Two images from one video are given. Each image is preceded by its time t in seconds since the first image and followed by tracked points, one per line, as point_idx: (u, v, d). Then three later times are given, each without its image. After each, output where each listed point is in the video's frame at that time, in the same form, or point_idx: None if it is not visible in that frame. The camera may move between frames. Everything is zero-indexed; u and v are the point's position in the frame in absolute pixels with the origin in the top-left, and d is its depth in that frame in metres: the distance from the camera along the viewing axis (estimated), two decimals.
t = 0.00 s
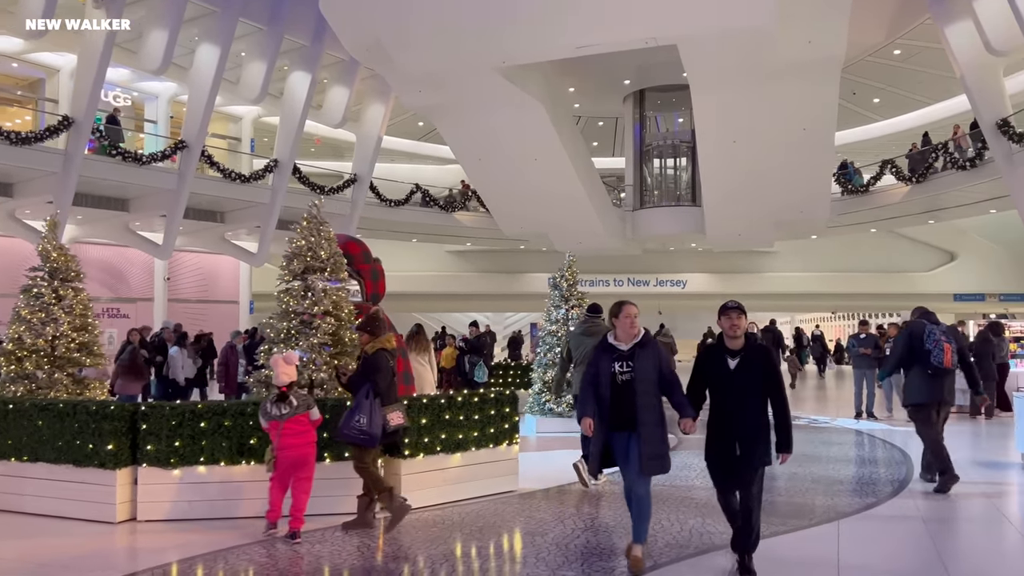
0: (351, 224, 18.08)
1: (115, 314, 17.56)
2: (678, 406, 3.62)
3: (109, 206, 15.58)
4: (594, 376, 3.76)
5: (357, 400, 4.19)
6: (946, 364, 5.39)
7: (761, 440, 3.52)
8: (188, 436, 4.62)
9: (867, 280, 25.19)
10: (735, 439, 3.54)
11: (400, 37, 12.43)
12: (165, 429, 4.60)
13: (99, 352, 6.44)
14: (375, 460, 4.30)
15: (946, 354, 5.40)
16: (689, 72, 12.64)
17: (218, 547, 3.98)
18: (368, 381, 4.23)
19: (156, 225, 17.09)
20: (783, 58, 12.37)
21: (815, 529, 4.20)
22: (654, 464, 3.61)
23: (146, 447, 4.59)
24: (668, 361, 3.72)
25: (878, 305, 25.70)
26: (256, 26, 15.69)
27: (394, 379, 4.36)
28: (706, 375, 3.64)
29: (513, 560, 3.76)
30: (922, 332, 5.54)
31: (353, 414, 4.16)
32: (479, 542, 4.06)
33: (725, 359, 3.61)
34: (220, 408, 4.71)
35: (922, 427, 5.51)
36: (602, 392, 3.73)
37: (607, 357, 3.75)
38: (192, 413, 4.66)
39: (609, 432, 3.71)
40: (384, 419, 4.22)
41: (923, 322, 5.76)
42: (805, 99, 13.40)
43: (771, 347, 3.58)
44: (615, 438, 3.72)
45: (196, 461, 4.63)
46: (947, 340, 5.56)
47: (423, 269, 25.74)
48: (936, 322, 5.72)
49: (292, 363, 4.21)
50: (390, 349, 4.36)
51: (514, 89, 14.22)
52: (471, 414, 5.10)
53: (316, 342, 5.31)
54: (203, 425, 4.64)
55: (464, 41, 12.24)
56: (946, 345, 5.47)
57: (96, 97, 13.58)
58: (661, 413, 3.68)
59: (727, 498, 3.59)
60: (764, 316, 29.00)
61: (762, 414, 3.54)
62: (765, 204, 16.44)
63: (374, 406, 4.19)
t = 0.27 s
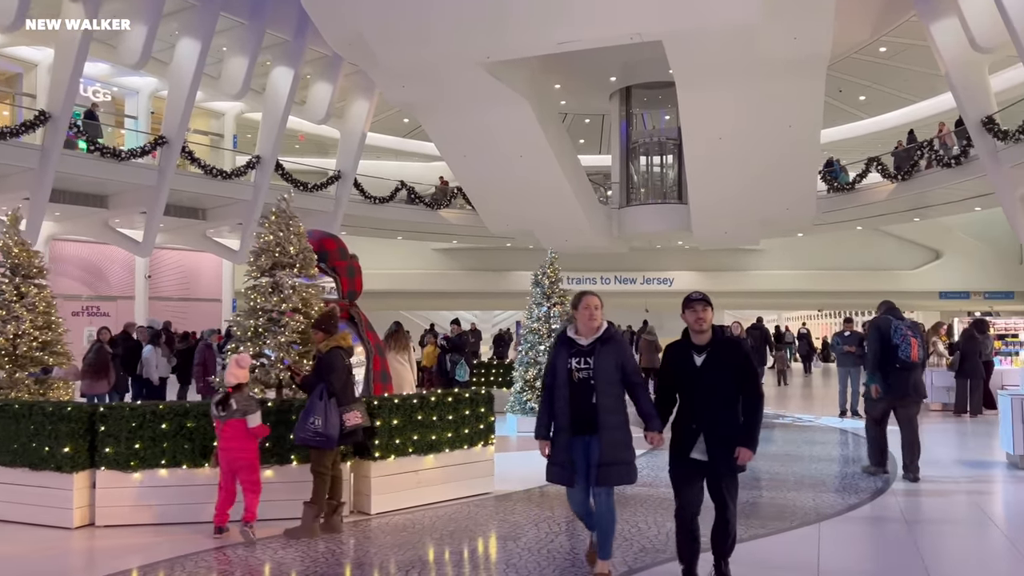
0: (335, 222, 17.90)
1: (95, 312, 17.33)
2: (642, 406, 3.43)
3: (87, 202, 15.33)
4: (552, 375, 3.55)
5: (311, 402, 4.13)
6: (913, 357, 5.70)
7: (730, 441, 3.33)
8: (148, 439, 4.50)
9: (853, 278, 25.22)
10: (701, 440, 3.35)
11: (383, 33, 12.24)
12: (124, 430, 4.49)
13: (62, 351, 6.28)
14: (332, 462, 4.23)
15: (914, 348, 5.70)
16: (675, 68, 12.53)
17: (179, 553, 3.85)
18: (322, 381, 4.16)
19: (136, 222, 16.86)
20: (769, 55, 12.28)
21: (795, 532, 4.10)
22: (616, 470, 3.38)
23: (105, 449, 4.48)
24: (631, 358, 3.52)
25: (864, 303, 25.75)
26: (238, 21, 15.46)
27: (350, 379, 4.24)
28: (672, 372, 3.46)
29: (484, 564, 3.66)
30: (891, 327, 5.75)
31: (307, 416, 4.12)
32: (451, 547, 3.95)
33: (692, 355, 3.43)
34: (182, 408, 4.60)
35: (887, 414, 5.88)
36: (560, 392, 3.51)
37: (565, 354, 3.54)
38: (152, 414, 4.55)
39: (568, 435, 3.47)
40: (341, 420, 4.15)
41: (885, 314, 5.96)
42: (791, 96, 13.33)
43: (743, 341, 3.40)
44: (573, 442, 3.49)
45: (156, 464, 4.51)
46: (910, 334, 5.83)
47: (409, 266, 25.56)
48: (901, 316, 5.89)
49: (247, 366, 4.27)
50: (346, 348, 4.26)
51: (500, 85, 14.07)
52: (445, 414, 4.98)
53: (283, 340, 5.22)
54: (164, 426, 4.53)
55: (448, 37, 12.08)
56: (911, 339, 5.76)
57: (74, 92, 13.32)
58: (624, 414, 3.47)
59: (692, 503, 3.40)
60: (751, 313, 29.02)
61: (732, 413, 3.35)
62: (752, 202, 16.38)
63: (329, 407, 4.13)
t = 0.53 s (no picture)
0: (318, 220, 17.73)
1: (74, 311, 17.12)
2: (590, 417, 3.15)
3: (65, 200, 15.09)
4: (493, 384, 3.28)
5: (258, 406, 3.93)
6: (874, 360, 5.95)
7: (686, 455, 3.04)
8: (103, 442, 4.43)
9: (839, 276, 25.25)
10: (652, 456, 3.05)
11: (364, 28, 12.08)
12: (77, 433, 4.42)
13: (21, 351, 6.13)
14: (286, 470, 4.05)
15: (874, 352, 5.93)
16: (658, 65, 12.40)
17: (134, 561, 3.75)
18: (270, 384, 3.95)
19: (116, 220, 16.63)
20: (754, 52, 12.21)
21: (773, 536, 3.99)
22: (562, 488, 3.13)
23: (58, 453, 4.42)
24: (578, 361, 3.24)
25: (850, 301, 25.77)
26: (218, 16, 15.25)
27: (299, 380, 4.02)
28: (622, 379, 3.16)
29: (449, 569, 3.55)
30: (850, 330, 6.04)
31: (255, 421, 3.90)
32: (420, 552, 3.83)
33: (643, 359, 3.13)
34: (138, 411, 4.52)
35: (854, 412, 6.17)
36: (500, 403, 3.25)
37: (508, 361, 3.27)
38: (107, 417, 4.48)
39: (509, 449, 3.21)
40: (287, 425, 3.97)
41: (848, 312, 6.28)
42: (776, 93, 13.25)
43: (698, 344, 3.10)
44: (515, 457, 3.22)
45: (111, 468, 4.44)
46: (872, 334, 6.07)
47: (395, 265, 25.39)
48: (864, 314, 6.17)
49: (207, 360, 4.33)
50: (297, 349, 4.05)
51: (483, 82, 13.93)
52: (414, 416, 4.87)
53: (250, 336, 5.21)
54: (118, 430, 4.46)
55: (430, 33, 11.94)
56: (872, 341, 6.00)
57: (50, 88, 13.08)
58: (572, 425, 3.20)
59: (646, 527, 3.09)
60: (737, 312, 29.03)
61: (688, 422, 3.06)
62: (737, 199, 16.32)
63: (278, 411, 3.94)
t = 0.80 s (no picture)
0: (297, 220, 17.52)
1: (47, 313, 16.81)
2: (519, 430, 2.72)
3: (37, 200, 14.79)
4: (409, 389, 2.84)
5: (202, 412, 3.76)
6: (830, 359, 6.05)
7: (635, 479, 2.63)
8: (52, 450, 4.32)
9: (821, 276, 25.34)
10: (600, 475, 2.65)
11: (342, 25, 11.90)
12: (24, 441, 4.31)
13: None
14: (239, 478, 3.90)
15: (830, 351, 6.04)
16: (640, 64, 12.32)
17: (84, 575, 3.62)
18: (216, 389, 3.77)
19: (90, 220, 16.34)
20: (736, 51, 12.15)
21: (748, 544, 3.89)
22: (480, 510, 2.70)
23: (4, 463, 4.30)
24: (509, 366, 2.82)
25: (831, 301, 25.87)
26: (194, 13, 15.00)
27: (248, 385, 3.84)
28: (564, 388, 2.73)
29: None
30: (808, 330, 6.16)
31: (197, 427, 3.75)
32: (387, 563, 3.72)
33: (590, 365, 2.69)
34: (89, 419, 4.41)
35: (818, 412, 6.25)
36: (417, 410, 2.79)
37: (427, 363, 2.83)
38: (54, 425, 4.36)
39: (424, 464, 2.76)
40: (235, 434, 3.79)
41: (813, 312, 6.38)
42: (757, 92, 13.20)
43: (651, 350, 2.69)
44: (431, 472, 2.77)
45: (61, 476, 4.32)
46: (833, 334, 6.17)
47: (376, 266, 25.19)
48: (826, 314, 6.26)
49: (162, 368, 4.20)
50: (248, 352, 3.89)
51: (464, 81, 13.79)
52: (381, 422, 4.79)
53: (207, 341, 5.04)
54: (68, 438, 4.35)
55: (410, 31, 11.78)
56: (831, 341, 6.11)
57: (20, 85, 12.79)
58: (500, 437, 2.77)
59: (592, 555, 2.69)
60: (719, 312, 29.07)
61: (639, 439, 2.66)
62: (719, 199, 16.28)
63: (222, 418, 3.75)
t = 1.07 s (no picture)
0: (268, 219, 17.28)
1: (11, 313, 16.43)
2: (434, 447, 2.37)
3: None
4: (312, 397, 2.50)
5: (144, 414, 3.59)
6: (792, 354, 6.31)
7: (572, 504, 2.27)
8: None
9: (794, 276, 25.52)
10: (530, 498, 2.28)
11: (310, 22, 11.71)
12: None
13: None
14: (188, 480, 3.77)
15: (792, 346, 6.28)
16: (614, 62, 12.26)
17: None
18: (161, 389, 3.64)
19: (55, 218, 15.98)
20: (708, 51, 12.16)
21: (717, 547, 3.81)
22: (383, 539, 2.33)
23: None
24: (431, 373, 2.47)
25: (805, 301, 26.05)
26: (162, 8, 14.72)
27: (194, 386, 3.73)
28: (494, 396, 2.39)
29: None
30: (771, 327, 6.38)
31: (138, 430, 3.57)
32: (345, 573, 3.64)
33: (525, 368, 2.34)
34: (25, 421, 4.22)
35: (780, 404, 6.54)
36: (319, 422, 2.44)
37: (334, 367, 2.48)
38: None
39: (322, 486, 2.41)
40: (180, 436, 3.65)
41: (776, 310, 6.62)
42: (731, 91, 13.20)
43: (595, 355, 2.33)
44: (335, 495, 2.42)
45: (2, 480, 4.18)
46: (794, 331, 6.42)
47: (350, 265, 24.95)
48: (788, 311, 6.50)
49: (88, 364, 4.09)
50: (196, 351, 3.77)
51: (436, 79, 13.65)
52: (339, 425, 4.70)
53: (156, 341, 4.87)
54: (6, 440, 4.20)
55: (380, 28, 11.63)
56: (793, 336, 6.36)
57: None
58: (412, 455, 2.41)
59: None
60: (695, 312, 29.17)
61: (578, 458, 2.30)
62: (693, 198, 16.28)
63: (164, 420, 3.60)
